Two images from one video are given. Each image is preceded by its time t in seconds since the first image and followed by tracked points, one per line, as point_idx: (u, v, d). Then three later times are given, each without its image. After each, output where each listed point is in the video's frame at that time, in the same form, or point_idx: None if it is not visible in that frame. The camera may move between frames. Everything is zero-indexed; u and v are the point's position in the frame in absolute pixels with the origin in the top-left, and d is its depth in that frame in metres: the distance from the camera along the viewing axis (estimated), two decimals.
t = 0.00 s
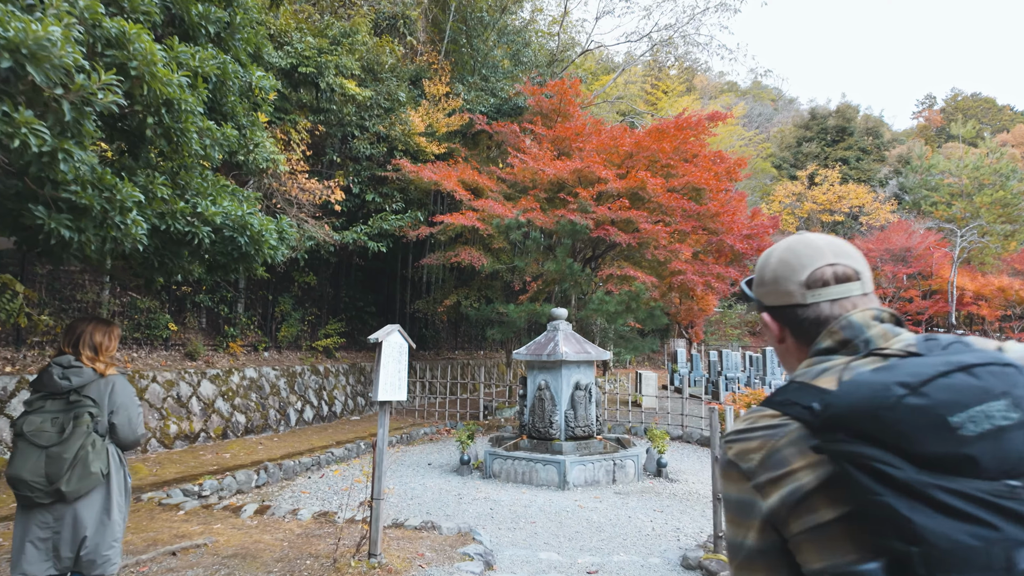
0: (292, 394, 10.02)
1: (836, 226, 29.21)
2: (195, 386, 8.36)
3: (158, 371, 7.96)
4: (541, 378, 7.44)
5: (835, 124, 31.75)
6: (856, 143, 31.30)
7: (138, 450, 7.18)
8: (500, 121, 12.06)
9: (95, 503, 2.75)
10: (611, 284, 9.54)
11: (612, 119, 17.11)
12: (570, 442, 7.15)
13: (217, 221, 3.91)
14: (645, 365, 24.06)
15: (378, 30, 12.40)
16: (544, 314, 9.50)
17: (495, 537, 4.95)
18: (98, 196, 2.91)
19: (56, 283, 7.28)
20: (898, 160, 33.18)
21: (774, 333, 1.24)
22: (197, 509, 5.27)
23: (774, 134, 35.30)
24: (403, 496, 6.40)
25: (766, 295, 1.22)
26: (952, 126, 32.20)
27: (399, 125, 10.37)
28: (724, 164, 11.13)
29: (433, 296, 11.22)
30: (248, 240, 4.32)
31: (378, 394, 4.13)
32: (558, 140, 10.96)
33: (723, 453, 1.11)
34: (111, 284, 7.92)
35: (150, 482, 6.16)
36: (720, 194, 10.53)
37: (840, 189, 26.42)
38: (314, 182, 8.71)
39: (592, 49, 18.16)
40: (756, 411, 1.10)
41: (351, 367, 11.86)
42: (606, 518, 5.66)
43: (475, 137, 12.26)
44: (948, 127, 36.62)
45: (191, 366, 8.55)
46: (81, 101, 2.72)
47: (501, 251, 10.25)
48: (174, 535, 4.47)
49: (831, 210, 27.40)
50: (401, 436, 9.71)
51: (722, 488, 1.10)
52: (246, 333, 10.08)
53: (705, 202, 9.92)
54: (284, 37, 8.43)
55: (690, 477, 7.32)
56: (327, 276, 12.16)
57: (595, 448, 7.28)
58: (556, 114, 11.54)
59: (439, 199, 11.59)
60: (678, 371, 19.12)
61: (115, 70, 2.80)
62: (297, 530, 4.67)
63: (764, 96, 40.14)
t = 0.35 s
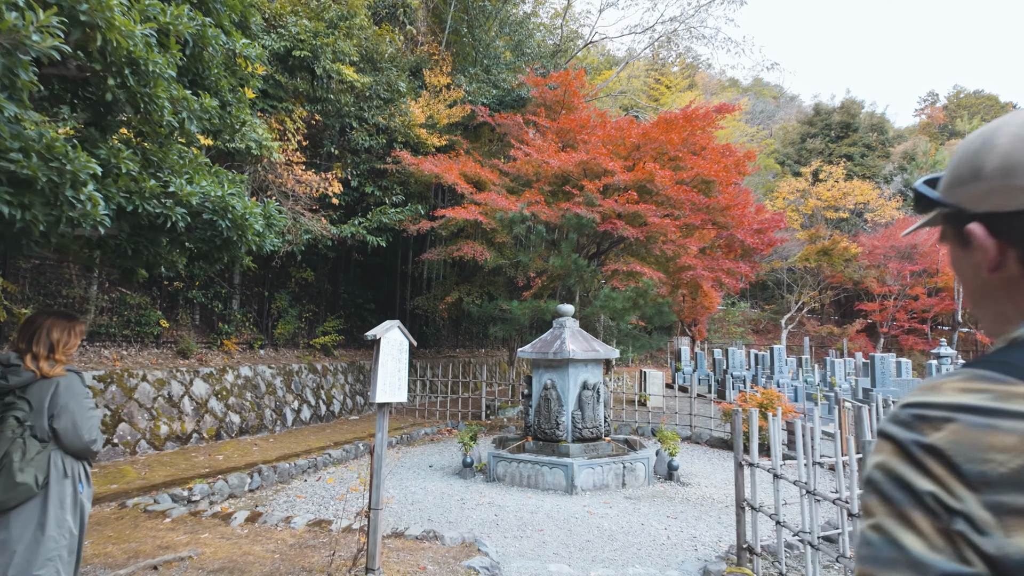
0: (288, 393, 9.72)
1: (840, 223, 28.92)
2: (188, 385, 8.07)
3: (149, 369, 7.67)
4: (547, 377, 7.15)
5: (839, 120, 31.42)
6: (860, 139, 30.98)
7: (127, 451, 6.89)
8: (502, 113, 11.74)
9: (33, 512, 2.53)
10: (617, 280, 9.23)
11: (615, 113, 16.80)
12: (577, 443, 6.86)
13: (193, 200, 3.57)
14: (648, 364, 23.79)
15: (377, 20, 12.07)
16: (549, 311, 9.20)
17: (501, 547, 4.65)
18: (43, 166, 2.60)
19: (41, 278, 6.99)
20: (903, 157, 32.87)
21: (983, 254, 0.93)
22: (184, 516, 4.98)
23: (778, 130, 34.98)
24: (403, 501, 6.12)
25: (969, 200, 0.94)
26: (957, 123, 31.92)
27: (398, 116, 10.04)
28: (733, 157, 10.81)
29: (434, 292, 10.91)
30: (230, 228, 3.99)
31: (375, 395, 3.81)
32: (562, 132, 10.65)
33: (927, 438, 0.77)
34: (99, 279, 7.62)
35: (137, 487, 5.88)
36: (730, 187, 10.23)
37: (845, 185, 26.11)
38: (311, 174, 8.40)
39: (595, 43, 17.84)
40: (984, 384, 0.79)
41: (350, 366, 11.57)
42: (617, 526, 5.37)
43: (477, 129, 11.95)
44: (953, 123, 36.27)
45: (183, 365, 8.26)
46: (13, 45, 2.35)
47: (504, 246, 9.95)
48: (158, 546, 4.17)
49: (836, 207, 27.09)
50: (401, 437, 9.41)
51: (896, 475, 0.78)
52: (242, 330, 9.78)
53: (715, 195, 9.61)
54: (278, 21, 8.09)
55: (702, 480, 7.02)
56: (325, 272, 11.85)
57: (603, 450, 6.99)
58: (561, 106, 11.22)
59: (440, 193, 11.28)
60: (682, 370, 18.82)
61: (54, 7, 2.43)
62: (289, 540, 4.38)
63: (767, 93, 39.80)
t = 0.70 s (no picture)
0: (281, 389, 9.42)
1: (843, 217, 28.61)
2: (175, 380, 7.76)
3: (134, 364, 7.37)
4: (549, 372, 6.85)
5: (842, 112, 31.04)
6: (864, 132, 30.61)
7: (110, 450, 6.59)
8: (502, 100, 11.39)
9: None
10: (621, 272, 8.89)
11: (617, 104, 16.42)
12: (582, 441, 6.56)
13: (144, 162, 3.72)
14: (648, 359, 23.50)
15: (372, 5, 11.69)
16: (551, 304, 8.88)
17: (503, 553, 4.34)
18: None
19: (18, 269, 6.68)
20: (907, 150, 32.52)
21: None
22: (164, 519, 4.68)
23: (779, 124, 34.61)
24: (398, 501, 5.82)
25: None
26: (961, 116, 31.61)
27: (394, 102, 9.69)
28: (740, 145, 10.50)
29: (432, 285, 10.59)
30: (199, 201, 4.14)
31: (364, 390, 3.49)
32: (564, 120, 10.32)
33: None
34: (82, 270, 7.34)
35: (117, 487, 5.59)
36: (737, 176, 9.90)
37: (848, 178, 25.79)
38: (303, 161, 8.08)
39: (595, 32, 17.44)
40: None
41: (345, 361, 11.26)
42: (625, 528, 5.06)
43: (476, 118, 11.60)
44: (956, 117, 35.94)
45: (171, 359, 7.95)
46: None
47: (504, 237, 9.63)
48: (131, 555, 3.86)
49: (838, 200, 26.77)
50: (397, 434, 9.12)
51: None
52: (233, 324, 9.46)
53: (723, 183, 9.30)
54: None
55: (712, 479, 6.72)
56: (320, 265, 11.52)
57: (608, 448, 6.69)
58: (562, 93, 10.89)
59: (438, 183, 10.94)
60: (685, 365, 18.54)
61: None
62: (274, 546, 4.07)
63: (768, 87, 39.37)
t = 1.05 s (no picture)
0: (272, 388, 9.09)
1: (844, 212, 28.32)
2: (160, 379, 7.43)
3: (115, 362, 7.03)
4: (551, 371, 6.53)
5: (844, 107, 30.71)
6: (866, 127, 30.28)
7: (88, 453, 6.25)
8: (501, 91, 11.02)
9: None
10: (625, 267, 8.73)
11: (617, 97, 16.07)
12: (585, 444, 6.24)
13: (78, 132, 3.44)
14: (648, 356, 23.19)
15: None
16: (552, 300, 8.55)
17: (502, 569, 4.02)
18: None
19: None
20: (909, 145, 32.20)
21: None
22: (138, 531, 4.35)
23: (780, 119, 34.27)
24: (390, 509, 5.50)
25: None
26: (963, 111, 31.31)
27: (389, 91, 9.34)
28: (746, 135, 10.17)
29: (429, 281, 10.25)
30: (148, 176, 3.88)
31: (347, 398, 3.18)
32: (565, 110, 9.97)
33: None
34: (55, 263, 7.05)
35: (92, 494, 5.26)
36: (744, 168, 9.59)
37: (850, 173, 25.48)
38: (293, 150, 7.75)
39: (594, 24, 17.07)
40: None
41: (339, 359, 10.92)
42: (632, 539, 4.75)
43: (474, 108, 11.25)
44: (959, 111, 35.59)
45: (155, 358, 7.62)
46: None
47: (503, 231, 9.30)
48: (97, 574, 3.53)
49: (840, 196, 26.46)
50: (392, 435, 8.81)
51: None
52: (221, 321, 9.12)
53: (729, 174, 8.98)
54: None
55: (721, 484, 6.41)
56: (313, 260, 11.18)
57: (612, 451, 6.37)
58: (562, 83, 10.54)
59: (434, 175, 10.60)
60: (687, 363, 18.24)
61: None
62: (254, 563, 3.74)
63: (768, 82, 39.00)
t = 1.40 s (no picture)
0: (265, 383, 8.80)
1: (847, 207, 28.04)
2: (147, 374, 7.13)
3: (100, 356, 6.72)
4: (556, 366, 6.24)
5: (846, 101, 30.39)
6: (869, 120, 29.95)
7: (70, 452, 5.94)
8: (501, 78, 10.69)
9: None
10: (632, 258, 8.55)
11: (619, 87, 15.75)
12: (591, 442, 5.96)
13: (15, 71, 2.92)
14: (648, 352, 22.91)
15: None
16: (555, 293, 8.25)
17: None
18: None
19: None
20: (911, 139, 31.92)
21: None
22: (116, 538, 4.04)
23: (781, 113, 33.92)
24: (387, 511, 5.21)
25: None
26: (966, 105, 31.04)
27: (386, 76, 9.02)
28: (754, 123, 9.89)
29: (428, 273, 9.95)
30: (98, 133, 3.34)
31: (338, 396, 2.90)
32: (568, 97, 9.66)
33: None
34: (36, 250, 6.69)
35: (71, 495, 4.96)
36: (752, 157, 9.30)
37: (853, 167, 25.19)
38: (286, 136, 7.44)
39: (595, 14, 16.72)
40: None
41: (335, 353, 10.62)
42: (645, 544, 4.46)
43: (474, 96, 10.93)
44: (961, 105, 35.31)
45: (142, 352, 7.31)
46: None
47: (504, 221, 9.00)
48: None
49: (843, 190, 26.18)
50: (389, 432, 8.52)
51: None
52: (213, 314, 8.81)
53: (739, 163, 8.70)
54: None
55: (733, 483, 6.14)
56: (309, 252, 10.86)
57: (620, 449, 6.09)
58: (565, 70, 10.21)
59: (433, 164, 10.28)
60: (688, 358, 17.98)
61: None
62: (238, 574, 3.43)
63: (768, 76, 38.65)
